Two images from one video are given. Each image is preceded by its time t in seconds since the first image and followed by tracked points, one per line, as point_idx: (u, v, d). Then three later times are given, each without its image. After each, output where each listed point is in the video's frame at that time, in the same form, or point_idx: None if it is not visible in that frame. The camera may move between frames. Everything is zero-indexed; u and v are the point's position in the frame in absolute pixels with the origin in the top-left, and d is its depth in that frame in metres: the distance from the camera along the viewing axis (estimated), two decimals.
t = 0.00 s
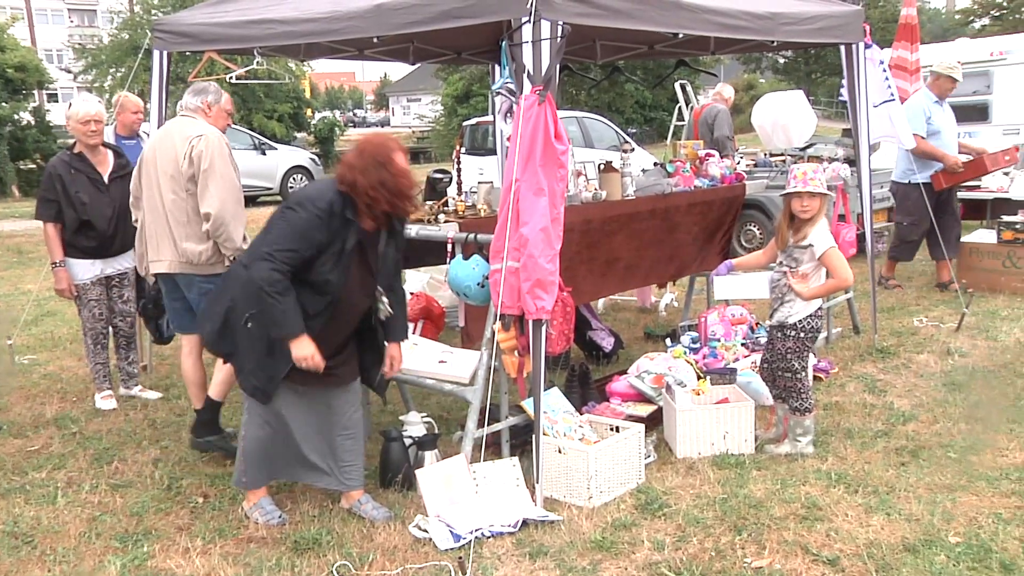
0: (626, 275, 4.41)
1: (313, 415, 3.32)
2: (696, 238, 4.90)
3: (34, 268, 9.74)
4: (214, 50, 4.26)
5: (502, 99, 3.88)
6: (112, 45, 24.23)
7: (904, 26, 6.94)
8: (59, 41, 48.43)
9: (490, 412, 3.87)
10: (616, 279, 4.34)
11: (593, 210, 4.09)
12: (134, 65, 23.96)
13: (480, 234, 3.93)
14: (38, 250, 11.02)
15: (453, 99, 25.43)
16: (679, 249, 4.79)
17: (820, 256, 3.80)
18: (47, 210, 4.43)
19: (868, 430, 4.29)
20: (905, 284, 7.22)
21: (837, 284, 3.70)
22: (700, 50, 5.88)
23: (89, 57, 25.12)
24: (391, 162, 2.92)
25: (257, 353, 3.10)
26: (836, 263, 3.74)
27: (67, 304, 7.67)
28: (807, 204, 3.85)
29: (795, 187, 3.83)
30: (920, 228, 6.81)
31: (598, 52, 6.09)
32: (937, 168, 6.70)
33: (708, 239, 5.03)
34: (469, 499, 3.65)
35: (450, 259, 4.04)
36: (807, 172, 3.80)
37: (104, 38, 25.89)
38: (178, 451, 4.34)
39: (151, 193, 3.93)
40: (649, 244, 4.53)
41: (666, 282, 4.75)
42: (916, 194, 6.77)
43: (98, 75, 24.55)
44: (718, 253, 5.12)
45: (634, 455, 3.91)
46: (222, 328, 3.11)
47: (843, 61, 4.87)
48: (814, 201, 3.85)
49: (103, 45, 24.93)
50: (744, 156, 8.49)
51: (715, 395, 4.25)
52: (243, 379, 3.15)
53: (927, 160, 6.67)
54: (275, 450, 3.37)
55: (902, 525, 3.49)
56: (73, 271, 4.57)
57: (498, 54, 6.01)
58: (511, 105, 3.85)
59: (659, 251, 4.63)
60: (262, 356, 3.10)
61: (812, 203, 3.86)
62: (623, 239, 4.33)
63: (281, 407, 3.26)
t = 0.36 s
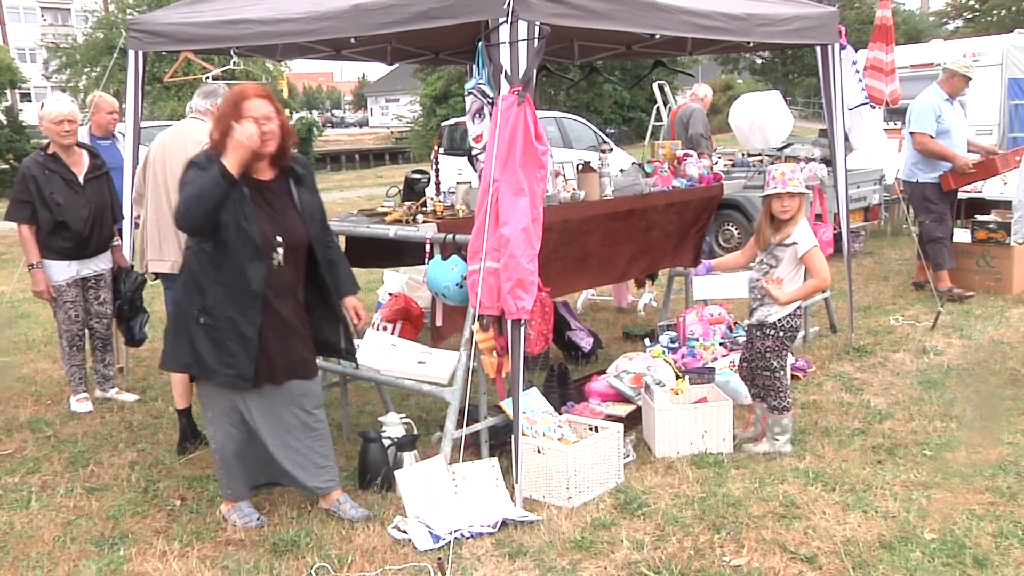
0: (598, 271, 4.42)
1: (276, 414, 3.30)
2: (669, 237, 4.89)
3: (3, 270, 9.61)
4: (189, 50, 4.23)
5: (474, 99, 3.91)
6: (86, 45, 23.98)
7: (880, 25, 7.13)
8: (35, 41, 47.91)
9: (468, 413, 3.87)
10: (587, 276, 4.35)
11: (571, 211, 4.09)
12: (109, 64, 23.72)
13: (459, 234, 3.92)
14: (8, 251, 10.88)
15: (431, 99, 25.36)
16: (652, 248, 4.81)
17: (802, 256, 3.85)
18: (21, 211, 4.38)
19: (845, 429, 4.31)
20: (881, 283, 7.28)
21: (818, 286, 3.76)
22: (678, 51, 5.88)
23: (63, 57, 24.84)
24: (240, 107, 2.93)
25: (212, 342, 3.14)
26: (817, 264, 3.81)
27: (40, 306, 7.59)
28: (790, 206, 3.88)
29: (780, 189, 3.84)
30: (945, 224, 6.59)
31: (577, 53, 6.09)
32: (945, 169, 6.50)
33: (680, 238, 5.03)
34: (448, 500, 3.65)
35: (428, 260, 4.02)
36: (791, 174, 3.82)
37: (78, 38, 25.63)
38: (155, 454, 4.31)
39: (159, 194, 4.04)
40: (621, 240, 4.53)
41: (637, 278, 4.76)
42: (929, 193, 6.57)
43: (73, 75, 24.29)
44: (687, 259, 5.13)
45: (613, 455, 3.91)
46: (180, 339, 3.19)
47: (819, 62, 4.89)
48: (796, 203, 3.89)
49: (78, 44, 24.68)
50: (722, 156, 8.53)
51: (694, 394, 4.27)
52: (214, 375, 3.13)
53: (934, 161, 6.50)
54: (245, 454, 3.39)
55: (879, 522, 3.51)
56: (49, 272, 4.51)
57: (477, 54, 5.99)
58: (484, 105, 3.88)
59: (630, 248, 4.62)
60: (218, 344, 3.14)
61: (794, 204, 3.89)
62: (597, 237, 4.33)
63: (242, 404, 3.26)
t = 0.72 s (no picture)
0: (570, 267, 4.42)
1: (241, 398, 3.41)
2: (643, 236, 4.91)
3: None
4: (162, 49, 4.19)
5: (450, 100, 3.93)
6: (57, 44, 23.71)
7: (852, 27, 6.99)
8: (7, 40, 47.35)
9: (444, 413, 3.85)
10: (559, 273, 4.36)
11: (546, 211, 4.10)
12: (80, 63, 23.44)
13: (434, 235, 3.92)
14: None
15: (407, 99, 25.28)
16: (625, 245, 4.82)
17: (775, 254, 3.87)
18: None
19: (819, 427, 4.34)
20: (855, 281, 7.34)
21: (788, 285, 3.78)
22: (652, 52, 5.88)
23: (33, 56, 24.54)
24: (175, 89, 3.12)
25: (163, 322, 3.13)
26: (788, 261, 3.83)
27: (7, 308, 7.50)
28: (762, 203, 3.91)
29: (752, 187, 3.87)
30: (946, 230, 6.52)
31: (553, 53, 6.09)
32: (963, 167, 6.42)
33: (656, 237, 5.04)
34: (424, 500, 3.63)
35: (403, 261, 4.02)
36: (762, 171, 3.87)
37: (49, 36, 25.33)
38: (128, 457, 4.27)
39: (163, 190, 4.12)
40: (594, 238, 4.54)
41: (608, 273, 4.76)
42: (939, 193, 6.46)
43: (43, 75, 24.00)
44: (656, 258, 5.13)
45: (589, 454, 3.92)
46: (131, 323, 3.16)
47: (793, 63, 4.92)
48: (769, 201, 3.91)
49: (48, 43, 24.39)
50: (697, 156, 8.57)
51: (669, 394, 4.28)
52: (168, 355, 3.12)
53: (951, 160, 6.35)
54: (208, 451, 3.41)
55: (853, 519, 3.54)
56: (19, 274, 4.47)
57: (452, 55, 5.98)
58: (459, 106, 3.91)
59: (603, 246, 4.64)
60: (169, 323, 3.13)
61: (767, 202, 3.92)
62: (572, 237, 4.35)
63: (209, 393, 3.33)
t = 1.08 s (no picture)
0: (541, 263, 4.45)
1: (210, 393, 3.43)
2: (615, 229, 4.95)
3: None
4: (134, 49, 4.14)
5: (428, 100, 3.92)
6: (27, 43, 23.42)
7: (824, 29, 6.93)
8: None
9: (420, 414, 3.86)
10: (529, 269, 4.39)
11: (521, 210, 4.11)
12: (50, 62, 23.17)
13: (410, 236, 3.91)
14: None
15: (383, 99, 25.19)
16: (597, 239, 4.86)
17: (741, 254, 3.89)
18: None
19: (794, 426, 4.36)
20: (830, 281, 7.38)
21: (745, 283, 3.79)
22: (627, 52, 5.87)
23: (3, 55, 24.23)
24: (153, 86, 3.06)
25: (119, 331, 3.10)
26: (752, 262, 3.84)
27: None
28: (735, 206, 3.93)
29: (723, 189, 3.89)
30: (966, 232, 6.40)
31: (528, 53, 6.08)
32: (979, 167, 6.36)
33: (629, 230, 5.08)
34: (401, 501, 3.62)
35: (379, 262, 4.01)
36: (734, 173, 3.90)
37: (19, 35, 25.02)
38: (101, 461, 4.23)
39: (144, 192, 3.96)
40: (567, 234, 4.57)
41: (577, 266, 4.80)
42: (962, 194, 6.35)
43: (13, 74, 23.70)
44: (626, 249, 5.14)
45: (566, 455, 3.92)
46: (91, 329, 3.13)
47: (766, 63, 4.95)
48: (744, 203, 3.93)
49: (18, 42, 24.09)
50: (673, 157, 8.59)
51: (645, 393, 4.30)
52: (121, 363, 3.06)
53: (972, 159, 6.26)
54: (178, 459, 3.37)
55: (827, 517, 3.56)
56: None
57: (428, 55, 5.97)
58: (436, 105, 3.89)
59: (575, 241, 4.67)
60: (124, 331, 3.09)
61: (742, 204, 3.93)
62: (545, 234, 4.37)
63: (189, 397, 3.31)
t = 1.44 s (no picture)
0: (515, 264, 4.45)
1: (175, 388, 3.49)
2: (587, 233, 4.95)
3: None
4: (102, 49, 4.08)
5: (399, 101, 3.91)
6: None
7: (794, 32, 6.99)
8: None
9: (393, 417, 3.83)
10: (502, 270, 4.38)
11: (494, 211, 4.12)
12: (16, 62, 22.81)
13: (382, 237, 3.90)
14: None
15: (355, 101, 25.06)
16: (569, 243, 4.85)
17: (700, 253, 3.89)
18: None
19: (766, 425, 4.39)
20: (801, 280, 7.44)
21: (697, 281, 3.80)
22: (600, 53, 5.88)
23: None
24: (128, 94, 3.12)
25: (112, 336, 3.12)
26: (707, 261, 3.83)
27: None
28: (696, 207, 3.93)
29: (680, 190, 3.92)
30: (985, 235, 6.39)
31: (502, 54, 6.08)
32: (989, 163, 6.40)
33: (600, 234, 5.09)
34: (374, 504, 3.61)
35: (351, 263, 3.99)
36: (695, 174, 3.90)
37: None
38: (69, 466, 4.19)
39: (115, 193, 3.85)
40: (540, 237, 4.57)
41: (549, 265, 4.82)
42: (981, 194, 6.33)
43: None
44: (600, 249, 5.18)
45: (540, 455, 3.92)
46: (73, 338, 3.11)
47: (738, 64, 4.98)
48: (706, 203, 3.92)
49: None
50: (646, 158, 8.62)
51: (618, 393, 4.30)
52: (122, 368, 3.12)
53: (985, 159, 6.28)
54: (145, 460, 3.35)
55: (799, 515, 3.58)
56: None
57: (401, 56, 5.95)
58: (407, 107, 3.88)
59: (548, 245, 4.67)
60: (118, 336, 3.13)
61: (704, 205, 3.93)
62: (518, 236, 4.37)
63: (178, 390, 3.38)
